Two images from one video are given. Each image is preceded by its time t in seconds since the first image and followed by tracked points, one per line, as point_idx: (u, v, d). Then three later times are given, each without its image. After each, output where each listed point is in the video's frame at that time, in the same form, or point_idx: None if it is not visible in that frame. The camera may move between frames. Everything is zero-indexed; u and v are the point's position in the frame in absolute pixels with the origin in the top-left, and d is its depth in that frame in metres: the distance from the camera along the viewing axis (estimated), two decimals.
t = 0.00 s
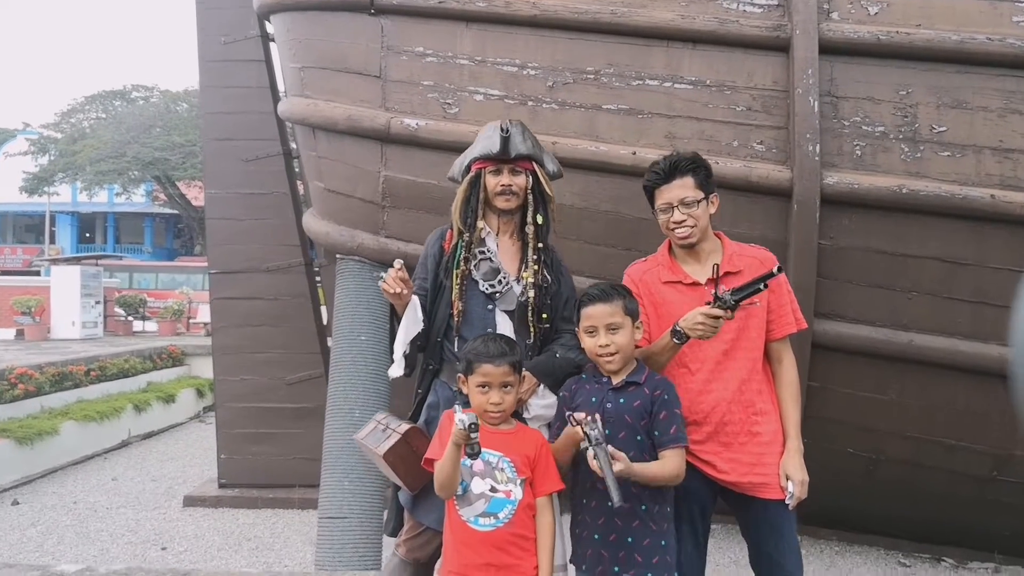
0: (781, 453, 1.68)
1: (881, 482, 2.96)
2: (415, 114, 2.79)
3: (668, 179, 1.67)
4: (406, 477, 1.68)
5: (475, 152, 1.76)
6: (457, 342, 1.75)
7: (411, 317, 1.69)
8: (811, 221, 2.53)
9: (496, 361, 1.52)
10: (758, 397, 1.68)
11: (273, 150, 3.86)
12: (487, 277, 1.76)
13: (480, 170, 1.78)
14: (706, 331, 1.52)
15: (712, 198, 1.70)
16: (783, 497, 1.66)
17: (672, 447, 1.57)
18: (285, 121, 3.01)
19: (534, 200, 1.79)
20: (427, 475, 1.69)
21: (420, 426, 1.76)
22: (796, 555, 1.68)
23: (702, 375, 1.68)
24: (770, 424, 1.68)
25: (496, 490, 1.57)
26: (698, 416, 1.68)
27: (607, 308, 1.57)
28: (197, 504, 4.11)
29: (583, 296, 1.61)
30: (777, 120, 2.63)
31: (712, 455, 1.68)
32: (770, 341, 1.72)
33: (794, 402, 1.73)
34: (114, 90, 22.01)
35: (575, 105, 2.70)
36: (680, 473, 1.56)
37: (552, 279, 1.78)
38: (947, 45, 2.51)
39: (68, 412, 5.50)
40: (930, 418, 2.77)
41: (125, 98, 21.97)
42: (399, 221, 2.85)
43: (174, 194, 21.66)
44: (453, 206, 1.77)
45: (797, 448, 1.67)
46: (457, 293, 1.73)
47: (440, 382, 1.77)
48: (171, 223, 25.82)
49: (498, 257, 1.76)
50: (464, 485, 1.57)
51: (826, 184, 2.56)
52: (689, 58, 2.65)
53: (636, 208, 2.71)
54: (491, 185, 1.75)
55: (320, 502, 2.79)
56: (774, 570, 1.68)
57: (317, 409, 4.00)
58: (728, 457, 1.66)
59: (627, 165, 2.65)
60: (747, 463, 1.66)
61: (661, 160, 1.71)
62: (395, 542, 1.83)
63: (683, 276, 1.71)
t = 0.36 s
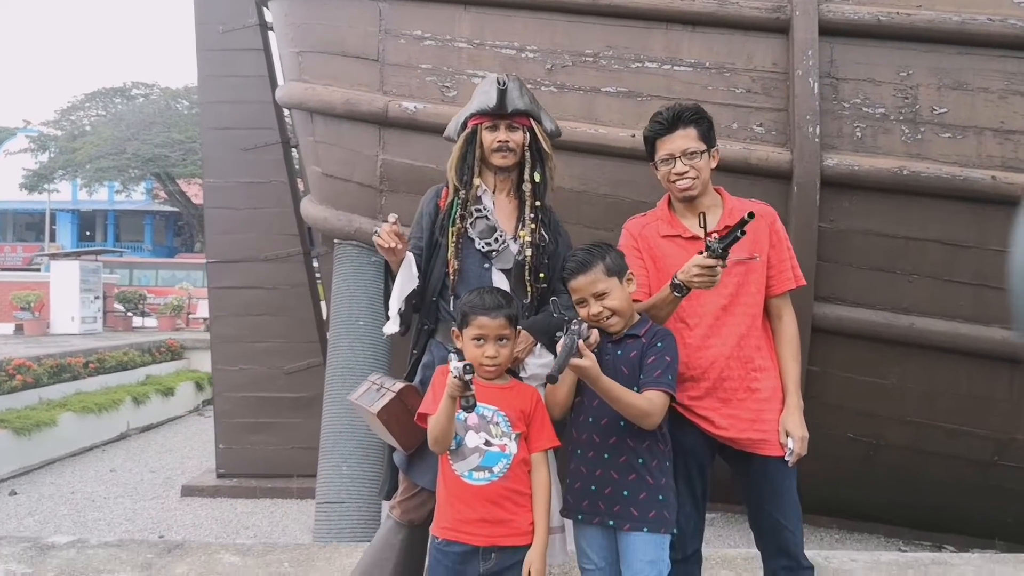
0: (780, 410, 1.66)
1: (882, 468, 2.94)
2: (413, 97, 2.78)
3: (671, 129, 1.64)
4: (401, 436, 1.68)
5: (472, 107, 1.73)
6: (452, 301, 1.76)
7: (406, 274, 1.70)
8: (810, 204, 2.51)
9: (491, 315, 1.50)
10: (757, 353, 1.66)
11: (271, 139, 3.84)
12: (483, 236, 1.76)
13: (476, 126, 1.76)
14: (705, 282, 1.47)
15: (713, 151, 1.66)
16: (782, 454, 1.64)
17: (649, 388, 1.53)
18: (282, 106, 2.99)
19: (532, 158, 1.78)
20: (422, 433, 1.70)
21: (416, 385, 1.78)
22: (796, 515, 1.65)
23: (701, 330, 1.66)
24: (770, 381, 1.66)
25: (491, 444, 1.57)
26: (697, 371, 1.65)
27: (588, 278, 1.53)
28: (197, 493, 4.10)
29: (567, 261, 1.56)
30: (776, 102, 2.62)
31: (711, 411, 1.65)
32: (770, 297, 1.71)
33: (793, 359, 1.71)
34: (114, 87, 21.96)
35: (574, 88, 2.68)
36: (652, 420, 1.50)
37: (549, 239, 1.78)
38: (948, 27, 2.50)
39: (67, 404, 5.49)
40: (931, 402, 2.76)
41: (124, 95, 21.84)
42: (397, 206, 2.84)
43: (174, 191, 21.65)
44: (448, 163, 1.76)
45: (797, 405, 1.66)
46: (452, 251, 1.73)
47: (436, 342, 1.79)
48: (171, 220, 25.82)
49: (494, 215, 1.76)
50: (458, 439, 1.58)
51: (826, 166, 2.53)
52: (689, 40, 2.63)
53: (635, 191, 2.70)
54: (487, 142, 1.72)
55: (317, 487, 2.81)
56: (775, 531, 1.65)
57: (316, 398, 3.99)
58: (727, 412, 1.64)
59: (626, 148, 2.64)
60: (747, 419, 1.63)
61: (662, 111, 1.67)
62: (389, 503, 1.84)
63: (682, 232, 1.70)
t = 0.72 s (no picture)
0: (776, 374, 1.71)
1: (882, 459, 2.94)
2: (414, 89, 2.79)
3: (666, 106, 1.67)
4: (406, 399, 1.74)
5: (477, 79, 1.79)
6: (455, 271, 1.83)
7: (410, 242, 1.78)
8: (809, 193, 2.52)
9: (494, 279, 1.54)
10: (754, 318, 1.71)
11: (273, 134, 3.85)
12: (487, 206, 1.82)
13: (481, 99, 1.82)
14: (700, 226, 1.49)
15: (709, 125, 1.70)
16: (780, 416, 1.68)
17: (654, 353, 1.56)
18: (284, 98, 3.00)
19: (535, 131, 1.84)
20: (426, 400, 1.76)
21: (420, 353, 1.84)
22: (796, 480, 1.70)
23: (699, 296, 1.70)
24: (766, 346, 1.71)
25: (496, 406, 1.61)
26: (695, 336, 1.70)
27: (590, 242, 1.57)
28: (199, 487, 4.13)
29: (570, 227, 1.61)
30: (776, 93, 2.63)
31: (709, 375, 1.69)
32: (766, 265, 1.75)
33: (788, 326, 1.76)
34: (115, 88, 21.99)
35: (575, 80, 2.70)
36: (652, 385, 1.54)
37: (551, 212, 1.83)
38: (946, 19, 2.51)
39: (68, 400, 5.51)
40: (930, 393, 2.77)
41: (125, 96, 21.89)
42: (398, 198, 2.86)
43: (174, 191, 21.65)
44: (453, 135, 1.83)
45: (793, 369, 1.70)
46: (455, 221, 1.80)
47: (440, 312, 1.86)
48: (171, 222, 25.83)
49: (497, 186, 1.82)
50: (464, 400, 1.62)
51: (824, 157, 2.55)
52: (688, 32, 2.65)
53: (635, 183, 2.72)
54: (491, 114, 1.78)
55: (319, 475, 2.83)
56: (775, 496, 1.70)
57: (317, 393, 4.00)
58: (724, 376, 1.68)
59: (626, 139, 2.65)
60: (744, 382, 1.68)
61: (656, 88, 1.71)
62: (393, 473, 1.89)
63: (681, 199, 1.74)
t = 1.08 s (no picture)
0: (774, 360, 1.74)
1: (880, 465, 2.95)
2: (414, 97, 2.82)
3: (663, 95, 1.72)
4: (409, 384, 1.77)
5: (479, 73, 1.83)
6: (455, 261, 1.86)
7: (411, 231, 1.80)
8: (805, 198, 2.54)
9: (495, 266, 1.57)
10: (753, 305, 1.73)
11: (272, 144, 3.87)
12: (487, 197, 1.85)
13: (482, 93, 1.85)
14: (697, 217, 1.52)
15: (706, 114, 1.74)
16: (778, 401, 1.71)
17: (653, 341, 1.58)
18: (284, 107, 3.02)
19: (535, 124, 1.87)
20: (427, 386, 1.80)
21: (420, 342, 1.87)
22: (793, 464, 1.72)
23: (698, 282, 1.72)
24: (764, 332, 1.73)
25: (499, 389, 1.63)
26: (694, 322, 1.72)
27: (597, 219, 1.61)
28: (197, 496, 4.12)
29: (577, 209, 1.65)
30: (771, 100, 2.66)
31: (708, 360, 1.71)
32: (764, 253, 1.78)
33: (785, 314, 1.79)
34: (114, 103, 22.07)
35: (573, 87, 2.73)
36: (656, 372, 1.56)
37: (551, 204, 1.86)
38: (939, 25, 2.55)
39: (66, 411, 5.51)
40: (927, 397, 2.78)
41: (124, 111, 21.97)
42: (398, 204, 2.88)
43: (173, 206, 21.68)
44: (454, 127, 1.86)
45: (791, 355, 1.73)
46: (456, 212, 1.83)
47: (439, 302, 1.89)
48: (170, 236, 25.86)
49: (498, 177, 1.85)
50: (468, 384, 1.64)
51: (820, 163, 2.57)
52: (685, 40, 2.68)
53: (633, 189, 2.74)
54: (493, 107, 1.82)
55: (320, 481, 2.85)
56: (772, 480, 1.71)
57: (315, 402, 4.00)
58: (722, 361, 1.71)
59: (624, 145, 2.68)
60: (742, 367, 1.70)
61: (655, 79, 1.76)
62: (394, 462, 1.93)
63: (678, 191, 1.79)
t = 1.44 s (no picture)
0: (773, 355, 1.74)
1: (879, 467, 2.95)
2: (413, 100, 2.83)
3: (661, 87, 1.73)
4: (409, 377, 1.78)
5: (475, 70, 1.82)
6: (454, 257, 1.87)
7: (409, 226, 1.81)
8: (802, 201, 2.55)
9: (497, 260, 1.57)
10: (751, 300, 1.73)
11: (272, 149, 3.87)
12: (484, 193, 1.86)
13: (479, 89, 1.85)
14: (696, 212, 1.52)
15: (703, 106, 1.75)
16: (776, 395, 1.70)
17: (655, 337, 1.57)
18: (283, 110, 3.03)
19: (532, 120, 1.88)
20: (425, 381, 1.80)
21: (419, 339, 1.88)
22: (790, 459, 1.72)
23: (696, 278, 1.73)
24: (763, 326, 1.74)
25: (499, 381, 1.64)
26: (693, 317, 1.72)
27: (599, 209, 1.61)
28: (195, 500, 4.09)
29: (578, 198, 1.65)
30: (769, 104, 2.67)
31: (707, 354, 1.71)
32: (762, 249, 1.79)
33: (783, 308, 1.79)
34: (114, 110, 22.10)
35: (572, 91, 2.73)
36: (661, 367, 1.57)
37: (548, 199, 1.88)
38: (936, 29, 2.56)
39: (64, 415, 5.50)
40: (925, 399, 2.78)
41: (124, 118, 21.99)
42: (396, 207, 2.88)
43: (173, 212, 21.68)
44: (451, 124, 1.86)
45: (790, 348, 1.73)
46: (453, 207, 1.84)
47: (438, 298, 1.90)
48: (169, 243, 25.87)
49: (495, 173, 1.86)
50: (469, 377, 1.65)
51: (817, 165, 2.58)
52: (683, 44, 2.69)
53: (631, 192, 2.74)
54: (490, 103, 1.82)
55: (315, 482, 2.84)
56: (769, 473, 1.72)
57: (314, 406, 4.00)
58: (721, 355, 1.70)
59: (622, 148, 2.68)
60: (741, 361, 1.70)
61: (652, 72, 1.77)
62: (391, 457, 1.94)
63: (676, 185, 1.79)
